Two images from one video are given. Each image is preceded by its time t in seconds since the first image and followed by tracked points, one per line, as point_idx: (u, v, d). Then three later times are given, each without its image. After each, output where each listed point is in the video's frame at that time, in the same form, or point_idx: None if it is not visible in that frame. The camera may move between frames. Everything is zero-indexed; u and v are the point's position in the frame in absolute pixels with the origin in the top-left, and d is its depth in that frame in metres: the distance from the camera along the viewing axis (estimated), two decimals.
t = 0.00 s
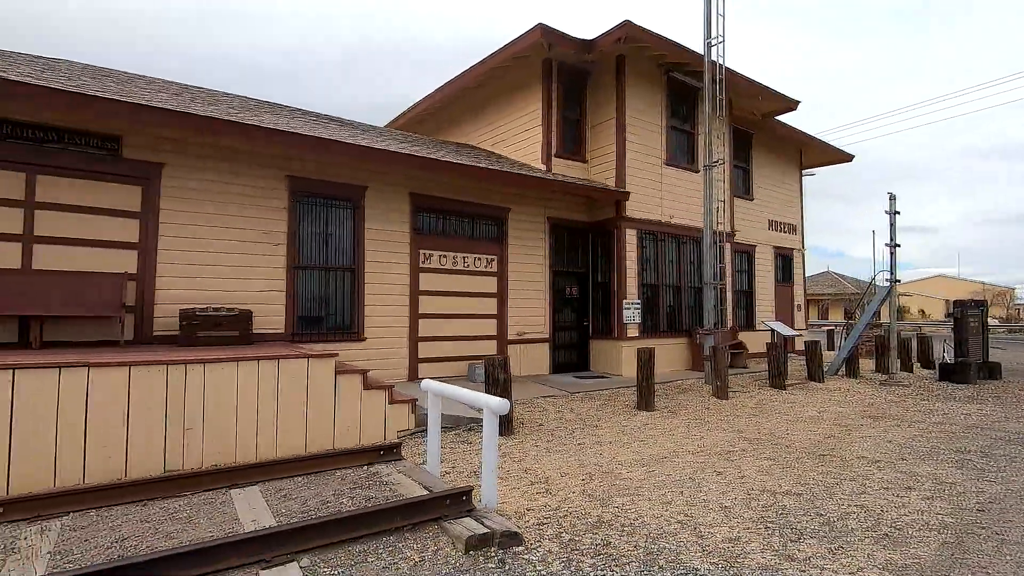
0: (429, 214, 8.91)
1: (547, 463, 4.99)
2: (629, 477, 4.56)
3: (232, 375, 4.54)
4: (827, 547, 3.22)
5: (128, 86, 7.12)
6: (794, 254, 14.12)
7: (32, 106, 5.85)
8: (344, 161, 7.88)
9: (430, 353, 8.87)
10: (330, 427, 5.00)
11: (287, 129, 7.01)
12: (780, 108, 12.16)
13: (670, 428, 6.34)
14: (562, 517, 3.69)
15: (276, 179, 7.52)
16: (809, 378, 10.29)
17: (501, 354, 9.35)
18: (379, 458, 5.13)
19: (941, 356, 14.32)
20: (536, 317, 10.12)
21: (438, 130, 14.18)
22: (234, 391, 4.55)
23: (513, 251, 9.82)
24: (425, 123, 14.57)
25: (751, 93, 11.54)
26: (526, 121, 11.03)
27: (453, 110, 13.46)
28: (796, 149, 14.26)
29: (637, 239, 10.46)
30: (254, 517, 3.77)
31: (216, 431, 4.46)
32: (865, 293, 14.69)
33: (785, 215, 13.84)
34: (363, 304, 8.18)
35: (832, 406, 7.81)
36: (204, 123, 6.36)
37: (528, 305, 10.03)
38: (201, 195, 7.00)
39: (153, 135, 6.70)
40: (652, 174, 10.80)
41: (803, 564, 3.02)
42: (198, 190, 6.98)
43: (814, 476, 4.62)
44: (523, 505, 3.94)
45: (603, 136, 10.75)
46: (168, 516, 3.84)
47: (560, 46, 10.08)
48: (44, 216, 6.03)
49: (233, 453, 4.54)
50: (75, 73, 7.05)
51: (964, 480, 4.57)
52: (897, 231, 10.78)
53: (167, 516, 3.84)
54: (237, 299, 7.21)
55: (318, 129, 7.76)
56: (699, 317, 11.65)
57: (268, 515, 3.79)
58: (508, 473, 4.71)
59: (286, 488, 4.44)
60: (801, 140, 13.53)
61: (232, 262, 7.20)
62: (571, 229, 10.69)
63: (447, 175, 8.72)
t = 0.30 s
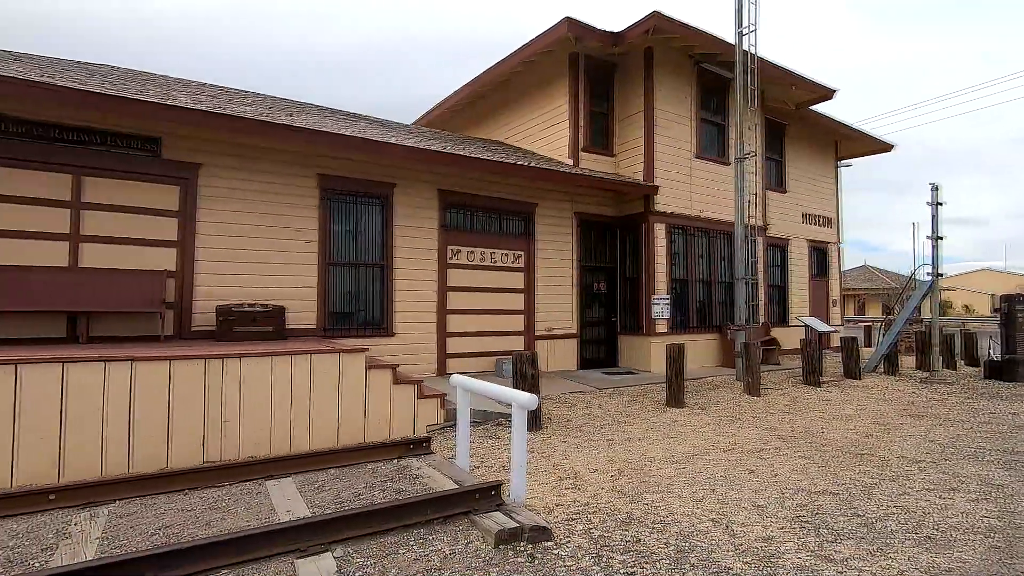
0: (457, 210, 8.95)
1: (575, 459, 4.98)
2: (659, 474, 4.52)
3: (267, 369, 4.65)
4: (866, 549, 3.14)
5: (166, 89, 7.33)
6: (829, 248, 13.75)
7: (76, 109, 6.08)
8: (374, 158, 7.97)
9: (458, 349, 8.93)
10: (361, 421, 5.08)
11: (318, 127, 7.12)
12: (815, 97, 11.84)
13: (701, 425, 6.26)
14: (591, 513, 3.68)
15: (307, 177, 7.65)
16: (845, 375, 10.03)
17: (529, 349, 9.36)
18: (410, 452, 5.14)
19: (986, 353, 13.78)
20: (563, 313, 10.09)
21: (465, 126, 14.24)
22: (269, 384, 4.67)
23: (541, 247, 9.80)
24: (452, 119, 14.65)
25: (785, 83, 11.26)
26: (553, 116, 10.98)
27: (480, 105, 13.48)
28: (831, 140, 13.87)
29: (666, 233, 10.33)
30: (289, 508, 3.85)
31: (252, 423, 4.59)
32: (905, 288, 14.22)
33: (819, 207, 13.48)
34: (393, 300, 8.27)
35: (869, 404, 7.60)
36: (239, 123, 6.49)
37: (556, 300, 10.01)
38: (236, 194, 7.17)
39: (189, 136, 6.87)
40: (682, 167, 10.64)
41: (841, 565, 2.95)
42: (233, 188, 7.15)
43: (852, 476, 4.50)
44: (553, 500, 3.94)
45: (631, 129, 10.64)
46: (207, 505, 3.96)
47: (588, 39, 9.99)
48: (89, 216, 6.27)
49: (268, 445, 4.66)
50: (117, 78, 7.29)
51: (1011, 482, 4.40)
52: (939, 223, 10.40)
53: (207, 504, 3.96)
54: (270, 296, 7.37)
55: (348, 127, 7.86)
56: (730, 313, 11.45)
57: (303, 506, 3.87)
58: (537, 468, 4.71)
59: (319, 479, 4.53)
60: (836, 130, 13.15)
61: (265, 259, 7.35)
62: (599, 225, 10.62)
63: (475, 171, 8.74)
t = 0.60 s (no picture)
0: (483, 205, 8.96)
1: (604, 455, 4.96)
2: (689, 471, 4.47)
3: (298, 363, 4.74)
4: (906, 551, 3.06)
5: (201, 90, 7.51)
6: (866, 242, 13.37)
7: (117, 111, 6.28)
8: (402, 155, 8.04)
9: (486, 344, 8.97)
10: (390, 415, 5.14)
11: (347, 125, 7.21)
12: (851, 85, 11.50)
13: (732, 422, 6.17)
14: (620, 509, 3.66)
15: (337, 175, 7.76)
16: (882, 372, 9.77)
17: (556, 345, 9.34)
18: (438, 445, 5.22)
19: None
20: (591, 309, 10.04)
21: (492, 121, 14.25)
22: (301, 378, 4.76)
23: (567, 242, 9.76)
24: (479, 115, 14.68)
25: (820, 71, 10.95)
26: (580, 110, 10.90)
27: (507, 100, 13.45)
28: (868, 129, 13.45)
29: (695, 228, 10.18)
30: (323, 499, 3.93)
31: (285, 416, 4.70)
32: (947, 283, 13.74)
33: (855, 200, 13.10)
34: (421, 296, 8.35)
35: (909, 403, 7.37)
36: (270, 122, 6.62)
37: (583, 296, 9.96)
38: (268, 192, 7.31)
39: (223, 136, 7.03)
40: (712, 160, 10.46)
41: (879, 567, 2.88)
42: (265, 187, 7.29)
43: (890, 476, 4.38)
44: (581, 496, 3.94)
45: (659, 122, 10.49)
46: (243, 494, 4.07)
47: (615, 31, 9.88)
48: (129, 214, 6.50)
49: (301, 437, 4.76)
50: (155, 80, 7.50)
51: None
52: (984, 216, 10.02)
53: (243, 494, 4.07)
54: (301, 292, 7.50)
55: (376, 125, 7.94)
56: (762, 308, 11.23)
57: (335, 497, 3.95)
58: (565, 463, 4.71)
59: (350, 471, 4.61)
60: (874, 119, 12.75)
61: (296, 256, 7.48)
62: (626, 219, 10.53)
63: (502, 166, 8.74)
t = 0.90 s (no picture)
0: (509, 202, 8.96)
1: (631, 452, 4.92)
2: (719, 470, 4.41)
3: (329, 358, 4.82)
4: (948, 556, 2.96)
5: (234, 91, 7.67)
6: (904, 236, 12.96)
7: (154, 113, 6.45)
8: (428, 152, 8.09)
9: (512, 340, 8.98)
10: (418, 409, 5.19)
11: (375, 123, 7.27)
12: (889, 74, 11.14)
13: (763, 420, 6.05)
14: (649, 507, 3.63)
15: (365, 173, 7.84)
16: (921, 371, 9.47)
17: (582, 341, 9.30)
18: (465, 441, 5.20)
19: None
20: (618, 305, 9.96)
21: (518, 116, 14.24)
22: (331, 373, 4.84)
23: (594, 238, 9.69)
24: (505, 110, 14.68)
25: (856, 60, 10.64)
26: (607, 104, 10.81)
27: (533, 96, 13.40)
28: (907, 119, 13.02)
29: (725, 223, 10.01)
30: (353, 491, 3.99)
31: (316, 409, 4.78)
32: (990, 278, 13.23)
33: (893, 193, 12.71)
34: (447, 293, 8.40)
35: (949, 403, 7.13)
36: (300, 121, 6.72)
37: (610, 292, 9.88)
38: (298, 190, 7.42)
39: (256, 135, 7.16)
40: (742, 153, 10.26)
41: (919, 572, 2.80)
42: (295, 185, 7.41)
43: (930, 478, 4.24)
44: (608, 493, 3.92)
45: (688, 116, 10.33)
46: (276, 485, 4.16)
47: (643, 24, 9.75)
48: (165, 213, 6.67)
49: (331, 431, 4.84)
50: (190, 82, 7.68)
51: None
52: None
53: (276, 485, 4.16)
54: (331, 288, 7.61)
55: (403, 122, 8.00)
56: (793, 305, 10.99)
57: (365, 490, 4.01)
58: (592, 460, 4.69)
59: (379, 465, 4.67)
60: (913, 108, 12.33)
61: (326, 253, 7.59)
62: (654, 215, 10.41)
63: (528, 162, 8.72)
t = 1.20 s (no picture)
0: (535, 199, 8.94)
1: (659, 450, 4.87)
2: (749, 470, 4.33)
3: (357, 354, 4.88)
4: (992, 562, 2.85)
5: (264, 92, 7.81)
6: (943, 230, 12.53)
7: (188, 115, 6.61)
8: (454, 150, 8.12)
9: (538, 337, 8.97)
10: (445, 405, 5.22)
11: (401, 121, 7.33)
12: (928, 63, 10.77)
13: (795, 419, 5.93)
14: (677, 506, 3.59)
15: (392, 171, 7.91)
16: (961, 370, 9.15)
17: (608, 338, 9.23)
18: (491, 438, 5.30)
19: None
20: (645, 302, 9.86)
21: (544, 112, 14.18)
22: (360, 368, 4.90)
23: (620, 234, 9.61)
24: (530, 106, 14.63)
25: (893, 48, 10.32)
26: (633, 99, 10.69)
27: (559, 92, 13.34)
28: (947, 109, 12.57)
29: (755, 218, 9.82)
30: (381, 486, 4.04)
31: (345, 404, 4.84)
32: None
33: (932, 185, 12.29)
34: (473, 290, 8.42)
35: (993, 403, 6.87)
36: (328, 121, 6.81)
37: (637, 289, 9.79)
38: (326, 189, 7.53)
39: (285, 135, 7.28)
40: (773, 147, 10.05)
41: None
42: (324, 184, 7.51)
43: (972, 481, 4.10)
44: (635, 491, 3.88)
45: (717, 109, 10.16)
46: (307, 479, 4.23)
47: (670, 16, 9.61)
48: (200, 213, 6.83)
49: (360, 425, 4.90)
50: (222, 85, 7.85)
51: None
52: None
53: (306, 478, 4.24)
54: (359, 285, 7.71)
55: (429, 120, 8.05)
56: (826, 301, 10.72)
57: (393, 485, 4.05)
58: (619, 458, 4.66)
59: (407, 460, 4.71)
60: (954, 97, 11.90)
61: (353, 250, 7.68)
62: (681, 210, 10.26)
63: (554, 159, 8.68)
